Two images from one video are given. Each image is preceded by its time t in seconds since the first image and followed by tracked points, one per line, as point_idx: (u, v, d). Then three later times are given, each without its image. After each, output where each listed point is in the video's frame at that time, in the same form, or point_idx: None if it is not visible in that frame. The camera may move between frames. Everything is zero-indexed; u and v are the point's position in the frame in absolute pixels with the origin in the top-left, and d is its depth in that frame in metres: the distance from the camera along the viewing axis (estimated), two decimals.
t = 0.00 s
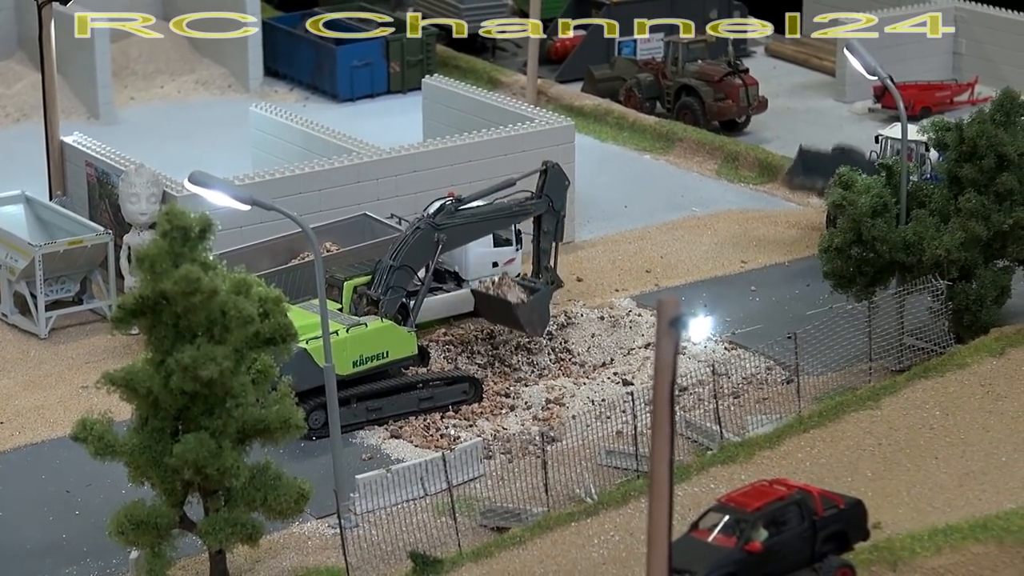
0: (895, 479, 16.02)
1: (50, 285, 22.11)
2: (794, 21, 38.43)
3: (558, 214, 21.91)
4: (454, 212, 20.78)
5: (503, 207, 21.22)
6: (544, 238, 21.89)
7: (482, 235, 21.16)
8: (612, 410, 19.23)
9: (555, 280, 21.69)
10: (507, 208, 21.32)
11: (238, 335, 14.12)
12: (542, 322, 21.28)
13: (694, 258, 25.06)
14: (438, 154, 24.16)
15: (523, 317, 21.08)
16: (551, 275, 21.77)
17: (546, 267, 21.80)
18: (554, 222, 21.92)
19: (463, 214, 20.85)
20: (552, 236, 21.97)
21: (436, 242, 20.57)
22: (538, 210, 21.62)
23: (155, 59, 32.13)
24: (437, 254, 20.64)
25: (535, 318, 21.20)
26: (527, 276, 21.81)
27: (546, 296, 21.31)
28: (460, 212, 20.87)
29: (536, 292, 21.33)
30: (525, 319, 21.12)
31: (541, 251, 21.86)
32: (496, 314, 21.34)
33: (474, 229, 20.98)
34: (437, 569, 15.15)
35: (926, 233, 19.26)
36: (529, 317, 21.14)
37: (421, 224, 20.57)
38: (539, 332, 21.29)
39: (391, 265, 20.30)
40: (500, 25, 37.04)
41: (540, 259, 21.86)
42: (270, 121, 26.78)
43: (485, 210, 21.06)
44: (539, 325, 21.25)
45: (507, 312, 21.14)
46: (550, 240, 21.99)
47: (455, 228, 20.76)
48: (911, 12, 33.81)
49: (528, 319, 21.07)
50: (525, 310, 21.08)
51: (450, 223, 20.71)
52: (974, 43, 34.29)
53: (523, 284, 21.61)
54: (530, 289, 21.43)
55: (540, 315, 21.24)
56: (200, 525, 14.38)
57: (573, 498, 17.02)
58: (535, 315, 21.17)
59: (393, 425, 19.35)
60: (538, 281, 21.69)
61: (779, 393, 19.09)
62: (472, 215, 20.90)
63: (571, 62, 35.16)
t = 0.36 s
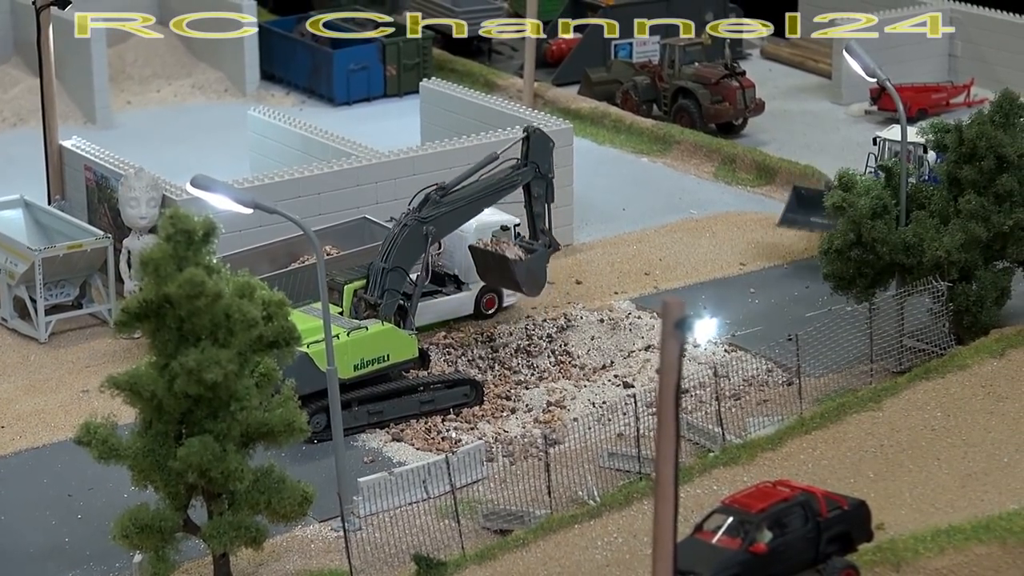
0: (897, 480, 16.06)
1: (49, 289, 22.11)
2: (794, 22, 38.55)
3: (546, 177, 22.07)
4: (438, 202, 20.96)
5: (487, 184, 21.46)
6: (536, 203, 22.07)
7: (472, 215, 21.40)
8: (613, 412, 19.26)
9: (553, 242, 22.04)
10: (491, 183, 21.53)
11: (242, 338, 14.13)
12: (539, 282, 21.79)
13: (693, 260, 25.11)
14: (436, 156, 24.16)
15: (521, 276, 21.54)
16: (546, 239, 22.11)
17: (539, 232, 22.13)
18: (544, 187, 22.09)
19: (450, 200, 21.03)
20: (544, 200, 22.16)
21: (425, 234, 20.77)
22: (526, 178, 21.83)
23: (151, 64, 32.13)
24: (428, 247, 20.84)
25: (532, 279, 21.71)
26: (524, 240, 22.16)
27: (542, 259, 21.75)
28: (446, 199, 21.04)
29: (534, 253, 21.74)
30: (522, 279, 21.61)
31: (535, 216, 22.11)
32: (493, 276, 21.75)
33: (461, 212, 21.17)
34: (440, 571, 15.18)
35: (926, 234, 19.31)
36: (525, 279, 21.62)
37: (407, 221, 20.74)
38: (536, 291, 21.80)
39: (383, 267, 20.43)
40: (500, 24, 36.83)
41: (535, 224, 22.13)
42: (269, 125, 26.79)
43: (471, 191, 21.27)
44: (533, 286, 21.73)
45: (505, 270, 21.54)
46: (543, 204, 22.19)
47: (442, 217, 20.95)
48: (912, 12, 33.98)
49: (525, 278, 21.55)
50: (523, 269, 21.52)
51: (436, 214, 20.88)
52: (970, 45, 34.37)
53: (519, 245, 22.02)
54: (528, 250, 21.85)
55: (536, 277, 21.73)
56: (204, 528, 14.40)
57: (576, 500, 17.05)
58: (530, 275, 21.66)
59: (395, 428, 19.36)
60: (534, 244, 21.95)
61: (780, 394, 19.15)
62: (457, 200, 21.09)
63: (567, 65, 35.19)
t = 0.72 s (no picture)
0: (898, 480, 16.13)
1: (49, 292, 22.13)
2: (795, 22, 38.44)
3: (530, 147, 21.29)
4: (422, 196, 20.74)
5: (470, 167, 20.99)
6: (523, 174, 21.29)
7: (460, 201, 21.10)
8: (613, 414, 19.30)
9: (546, 210, 21.25)
10: (475, 165, 21.05)
11: (245, 341, 14.18)
12: (535, 252, 21.37)
13: (692, 262, 25.17)
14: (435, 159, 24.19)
15: (514, 249, 21.14)
16: (539, 205, 21.34)
17: (531, 200, 21.34)
18: (530, 158, 21.31)
19: (434, 191, 20.78)
20: (532, 169, 21.38)
21: (413, 231, 20.62)
22: (509, 154, 21.13)
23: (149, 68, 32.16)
24: (418, 243, 20.72)
25: (526, 250, 21.27)
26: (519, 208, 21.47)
27: (536, 230, 21.27)
28: (430, 191, 20.80)
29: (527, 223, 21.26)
30: (517, 251, 21.20)
31: (522, 186, 21.30)
32: (488, 248, 21.42)
33: (448, 201, 20.90)
34: (442, 573, 15.24)
35: (925, 236, 19.41)
36: (519, 251, 21.20)
37: (394, 221, 20.61)
38: (533, 262, 21.38)
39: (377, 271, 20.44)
40: (500, 25, 36.96)
41: (526, 193, 21.34)
42: (268, 129, 26.82)
43: (455, 179, 20.93)
44: (529, 256, 21.31)
45: (498, 243, 21.17)
46: (531, 174, 21.40)
47: (428, 210, 20.72)
48: (912, 13, 34.11)
49: (519, 250, 21.14)
50: (516, 241, 21.12)
51: (421, 210, 20.67)
52: (967, 48, 34.44)
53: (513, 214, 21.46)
54: (520, 220, 21.31)
55: (530, 248, 21.30)
56: (207, 530, 14.44)
57: (578, 502, 17.12)
58: (524, 247, 21.22)
59: (396, 430, 19.41)
60: (528, 214, 21.33)
61: (780, 396, 19.21)
62: (442, 191, 20.81)
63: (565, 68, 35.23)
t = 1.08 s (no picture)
0: (892, 475, 16.21)
1: (46, 290, 22.16)
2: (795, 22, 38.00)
3: (497, 126, 21.40)
4: (405, 188, 20.87)
5: (444, 154, 21.06)
6: (491, 153, 21.47)
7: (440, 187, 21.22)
8: (608, 411, 19.34)
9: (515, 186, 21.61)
10: (448, 152, 21.10)
11: (242, 336, 14.22)
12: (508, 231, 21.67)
13: (687, 260, 25.24)
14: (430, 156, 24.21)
15: (492, 229, 21.39)
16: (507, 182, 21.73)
17: (499, 177, 21.71)
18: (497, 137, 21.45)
19: (415, 182, 20.87)
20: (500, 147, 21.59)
21: (400, 224, 20.81)
22: (479, 137, 21.23)
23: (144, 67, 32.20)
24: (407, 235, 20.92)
25: (502, 229, 21.57)
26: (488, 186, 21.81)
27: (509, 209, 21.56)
28: (411, 183, 20.90)
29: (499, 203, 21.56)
30: (494, 232, 21.46)
31: (490, 165, 21.57)
32: (464, 230, 21.64)
33: (430, 188, 20.99)
34: (439, 568, 15.28)
35: (919, 232, 19.50)
36: (495, 231, 21.47)
37: (381, 217, 20.74)
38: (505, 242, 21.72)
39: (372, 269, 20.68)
40: (500, 26, 37.25)
41: (492, 171, 21.65)
42: (264, 127, 26.84)
43: (433, 167, 20.99)
44: (505, 236, 21.63)
45: (477, 225, 21.41)
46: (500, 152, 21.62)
47: (411, 201, 20.86)
48: (912, 12, 34.26)
49: (497, 231, 21.40)
50: (494, 222, 21.37)
51: (406, 202, 20.81)
52: (960, 47, 34.55)
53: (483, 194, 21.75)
54: (493, 200, 21.58)
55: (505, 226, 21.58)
56: (205, 525, 14.47)
57: (573, 497, 17.18)
58: (500, 226, 21.46)
59: (392, 427, 19.46)
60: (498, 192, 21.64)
61: (774, 392, 19.28)
62: (423, 178, 20.89)
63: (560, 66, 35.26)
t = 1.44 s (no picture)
0: (888, 476, 16.28)
1: (42, 295, 22.19)
2: (794, 22, 38.19)
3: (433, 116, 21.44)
4: (383, 189, 20.80)
5: (404, 151, 20.97)
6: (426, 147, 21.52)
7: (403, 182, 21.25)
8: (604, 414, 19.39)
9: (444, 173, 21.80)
10: (403, 150, 21.00)
11: (240, 340, 14.26)
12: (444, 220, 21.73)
13: (682, 263, 25.29)
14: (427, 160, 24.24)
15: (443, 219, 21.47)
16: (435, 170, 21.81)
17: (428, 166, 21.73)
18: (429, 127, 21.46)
19: (390, 182, 20.81)
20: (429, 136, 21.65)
21: (386, 224, 20.82)
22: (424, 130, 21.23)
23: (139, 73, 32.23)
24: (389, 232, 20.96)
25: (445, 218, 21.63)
26: (414, 178, 21.79)
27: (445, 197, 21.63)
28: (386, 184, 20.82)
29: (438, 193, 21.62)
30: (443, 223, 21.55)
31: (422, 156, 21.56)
32: (411, 227, 21.54)
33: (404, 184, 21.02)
34: (437, 571, 15.33)
35: (914, 234, 19.55)
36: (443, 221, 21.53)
37: (367, 220, 20.69)
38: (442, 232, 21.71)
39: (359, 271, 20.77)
40: (500, 25, 37.25)
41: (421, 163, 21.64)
42: (259, 132, 26.87)
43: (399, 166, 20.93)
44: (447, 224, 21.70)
45: (427, 219, 21.43)
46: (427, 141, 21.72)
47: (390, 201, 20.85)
48: (912, 12, 34.56)
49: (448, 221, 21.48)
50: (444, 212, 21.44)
51: (388, 202, 20.78)
52: (954, 49, 34.64)
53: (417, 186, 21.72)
54: (432, 190, 21.60)
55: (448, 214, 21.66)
56: (204, 528, 14.51)
57: (570, 499, 17.24)
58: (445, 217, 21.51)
59: (389, 430, 19.52)
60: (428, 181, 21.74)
61: (770, 394, 19.35)
62: (396, 177, 20.82)
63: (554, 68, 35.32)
